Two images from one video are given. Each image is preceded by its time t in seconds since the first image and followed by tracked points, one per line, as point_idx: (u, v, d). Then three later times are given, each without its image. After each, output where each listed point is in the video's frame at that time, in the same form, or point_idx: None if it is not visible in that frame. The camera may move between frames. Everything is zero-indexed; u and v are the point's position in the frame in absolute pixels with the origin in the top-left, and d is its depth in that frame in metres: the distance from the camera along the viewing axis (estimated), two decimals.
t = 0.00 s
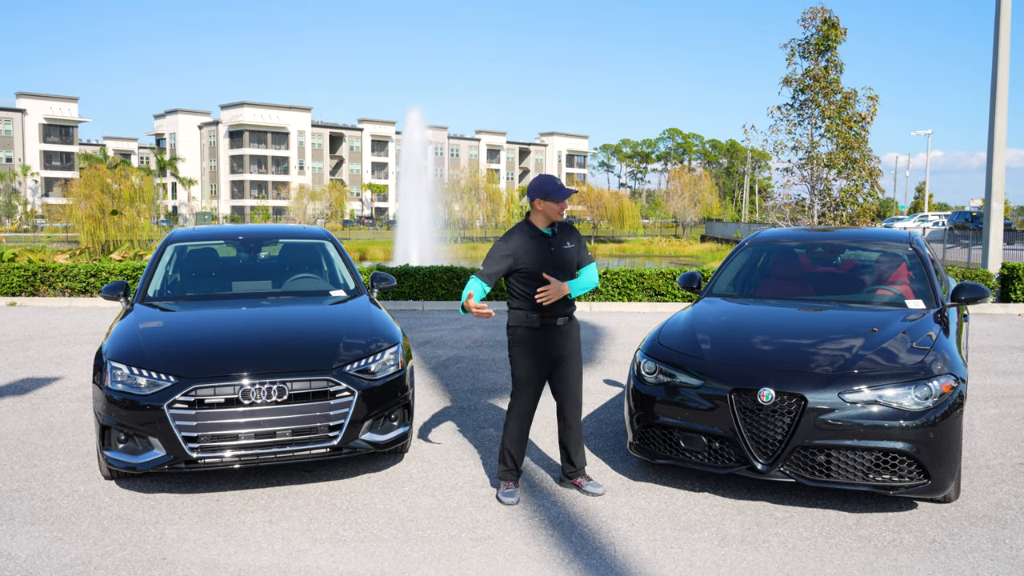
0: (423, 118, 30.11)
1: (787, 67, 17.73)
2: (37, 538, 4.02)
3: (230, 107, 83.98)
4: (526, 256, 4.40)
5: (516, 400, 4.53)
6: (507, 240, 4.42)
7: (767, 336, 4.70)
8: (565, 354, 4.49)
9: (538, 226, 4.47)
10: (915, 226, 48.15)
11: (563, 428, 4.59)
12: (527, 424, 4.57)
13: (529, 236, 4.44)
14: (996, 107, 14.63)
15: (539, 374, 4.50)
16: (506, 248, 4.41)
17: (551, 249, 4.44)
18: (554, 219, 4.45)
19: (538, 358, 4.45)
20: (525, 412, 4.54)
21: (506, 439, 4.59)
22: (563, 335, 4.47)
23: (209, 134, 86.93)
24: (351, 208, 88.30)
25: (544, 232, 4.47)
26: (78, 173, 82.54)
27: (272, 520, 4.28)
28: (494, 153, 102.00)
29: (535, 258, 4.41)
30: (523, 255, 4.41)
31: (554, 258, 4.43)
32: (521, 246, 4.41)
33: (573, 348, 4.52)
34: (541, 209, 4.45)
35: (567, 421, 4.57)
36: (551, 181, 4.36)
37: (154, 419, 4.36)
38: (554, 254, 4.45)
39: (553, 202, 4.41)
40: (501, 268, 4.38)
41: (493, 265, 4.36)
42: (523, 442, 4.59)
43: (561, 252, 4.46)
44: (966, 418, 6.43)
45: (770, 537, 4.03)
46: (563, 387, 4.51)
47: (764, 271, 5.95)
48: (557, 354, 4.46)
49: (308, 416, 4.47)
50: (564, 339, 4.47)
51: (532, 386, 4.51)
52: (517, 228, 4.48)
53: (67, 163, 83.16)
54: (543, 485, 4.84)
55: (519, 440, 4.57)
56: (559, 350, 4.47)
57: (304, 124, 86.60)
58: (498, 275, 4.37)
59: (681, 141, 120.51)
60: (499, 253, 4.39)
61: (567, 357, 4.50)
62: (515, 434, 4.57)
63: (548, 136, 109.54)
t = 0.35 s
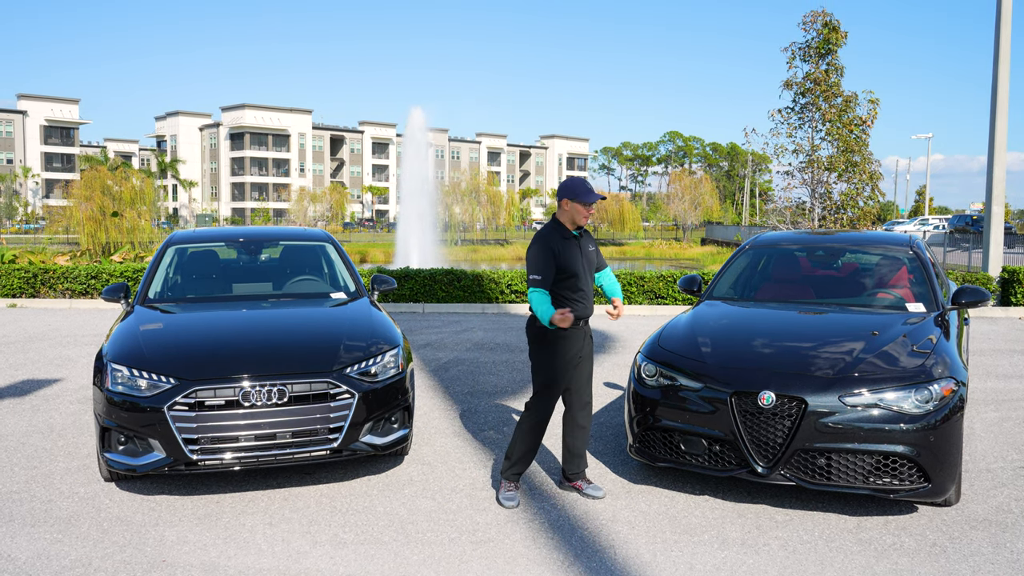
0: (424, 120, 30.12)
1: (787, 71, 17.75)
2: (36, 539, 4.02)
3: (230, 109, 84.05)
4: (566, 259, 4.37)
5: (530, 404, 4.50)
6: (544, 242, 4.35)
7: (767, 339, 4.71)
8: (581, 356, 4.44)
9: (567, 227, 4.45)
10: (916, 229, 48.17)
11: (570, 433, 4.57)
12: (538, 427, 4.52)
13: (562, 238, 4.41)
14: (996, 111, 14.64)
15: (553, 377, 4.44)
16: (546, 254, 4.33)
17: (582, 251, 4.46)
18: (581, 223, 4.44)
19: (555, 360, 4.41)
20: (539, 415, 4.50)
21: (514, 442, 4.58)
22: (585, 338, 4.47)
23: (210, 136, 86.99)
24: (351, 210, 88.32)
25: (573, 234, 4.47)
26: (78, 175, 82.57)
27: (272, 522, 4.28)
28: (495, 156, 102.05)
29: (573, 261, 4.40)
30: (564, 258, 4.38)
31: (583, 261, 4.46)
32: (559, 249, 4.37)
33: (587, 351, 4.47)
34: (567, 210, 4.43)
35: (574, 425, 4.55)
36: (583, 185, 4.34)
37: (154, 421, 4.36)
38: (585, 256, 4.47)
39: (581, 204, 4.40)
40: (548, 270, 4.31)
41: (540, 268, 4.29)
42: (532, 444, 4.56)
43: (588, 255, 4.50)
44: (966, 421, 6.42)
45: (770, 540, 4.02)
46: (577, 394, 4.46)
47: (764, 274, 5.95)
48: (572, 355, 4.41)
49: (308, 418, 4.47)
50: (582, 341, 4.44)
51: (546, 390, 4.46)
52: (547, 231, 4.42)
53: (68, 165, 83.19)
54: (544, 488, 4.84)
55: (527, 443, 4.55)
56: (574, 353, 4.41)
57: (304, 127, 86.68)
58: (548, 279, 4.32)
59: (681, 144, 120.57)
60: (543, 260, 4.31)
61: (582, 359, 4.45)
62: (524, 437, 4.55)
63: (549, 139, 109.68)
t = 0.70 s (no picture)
0: (421, 124, 30.12)
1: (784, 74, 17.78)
2: (33, 545, 4.00)
3: (228, 113, 84.05)
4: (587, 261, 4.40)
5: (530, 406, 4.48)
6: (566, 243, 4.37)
7: (765, 343, 4.70)
8: (583, 359, 4.44)
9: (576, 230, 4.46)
10: (913, 233, 48.28)
11: (569, 436, 4.56)
12: (538, 430, 4.50)
13: (576, 240, 4.42)
14: (993, 114, 14.68)
15: (554, 379, 4.43)
16: (576, 254, 4.35)
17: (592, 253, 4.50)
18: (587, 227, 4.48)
19: (557, 362, 4.41)
20: (539, 417, 4.48)
21: (513, 446, 4.57)
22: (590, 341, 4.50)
23: (207, 140, 86.97)
24: (348, 214, 88.30)
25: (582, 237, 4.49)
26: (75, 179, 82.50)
27: (269, 526, 4.26)
28: (492, 159, 102.13)
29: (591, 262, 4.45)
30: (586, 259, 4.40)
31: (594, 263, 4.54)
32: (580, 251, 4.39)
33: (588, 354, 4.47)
34: (573, 213, 4.43)
35: (573, 429, 4.54)
36: (593, 187, 4.38)
37: (151, 425, 4.35)
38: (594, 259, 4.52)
39: (587, 207, 4.40)
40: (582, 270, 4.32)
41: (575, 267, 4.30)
42: (530, 447, 4.54)
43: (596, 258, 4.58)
44: (964, 424, 6.43)
45: (768, 544, 4.02)
46: (577, 397, 4.46)
47: (761, 277, 5.96)
48: (576, 357, 4.42)
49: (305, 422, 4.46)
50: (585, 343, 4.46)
51: (547, 392, 4.46)
52: (564, 234, 4.41)
53: (65, 169, 83.10)
54: (541, 491, 4.83)
55: (525, 445, 4.54)
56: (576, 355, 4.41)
57: (302, 130, 86.70)
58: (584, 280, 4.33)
59: (678, 148, 120.74)
60: (579, 260, 4.33)
61: (584, 362, 4.45)
62: (522, 440, 4.53)
63: (546, 142, 109.84)
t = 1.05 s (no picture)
0: (419, 126, 30.12)
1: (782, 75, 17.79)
2: (30, 547, 4.00)
3: (226, 115, 84.04)
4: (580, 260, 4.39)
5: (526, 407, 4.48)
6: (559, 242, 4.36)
7: (763, 344, 4.70)
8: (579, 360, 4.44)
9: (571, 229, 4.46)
10: (910, 234, 48.39)
11: (566, 437, 4.56)
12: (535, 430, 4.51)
13: (570, 239, 4.42)
14: (991, 116, 14.70)
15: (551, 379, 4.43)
16: (567, 253, 4.34)
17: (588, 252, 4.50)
18: (579, 224, 4.46)
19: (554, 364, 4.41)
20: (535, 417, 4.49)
21: (512, 446, 4.56)
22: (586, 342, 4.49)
23: (205, 142, 86.97)
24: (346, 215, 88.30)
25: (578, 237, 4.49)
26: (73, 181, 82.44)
27: (267, 528, 4.26)
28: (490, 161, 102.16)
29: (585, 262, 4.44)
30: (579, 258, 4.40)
31: (590, 261, 4.52)
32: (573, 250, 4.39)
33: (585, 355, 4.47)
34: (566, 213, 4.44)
35: (570, 430, 4.54)
36: (582, 185, 4.37)
37: (148, 427, 4.35)
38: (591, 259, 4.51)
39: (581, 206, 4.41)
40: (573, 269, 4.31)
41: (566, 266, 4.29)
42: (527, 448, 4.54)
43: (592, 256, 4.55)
44: (962, 425, 6.43)
45: (766, 545, 4.02)
46: (575, 399, 4.47)
47: (760, 278, 5.96)
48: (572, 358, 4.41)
49: (303, 424, 4.46)
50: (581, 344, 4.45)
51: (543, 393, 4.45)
52: (557, 233, 4.42)
53: (63, 172, 83.03)
54: (539, 493, 4.83)
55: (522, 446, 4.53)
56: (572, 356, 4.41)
57: (300, 132, 86.71)
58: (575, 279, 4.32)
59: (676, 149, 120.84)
60: (570, 259, 4.31)
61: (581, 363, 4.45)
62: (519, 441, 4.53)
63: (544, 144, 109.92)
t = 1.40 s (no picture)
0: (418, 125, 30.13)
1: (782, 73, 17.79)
2: (31, 547, 3.99)
3: (226, 115, 84.04)
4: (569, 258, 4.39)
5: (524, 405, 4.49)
6: (546, 241, 4.38)
7: (763, 342, 4.70)
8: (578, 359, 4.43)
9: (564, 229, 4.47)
10: (910, 233, 48.42)
11: (566, 436, 4.56)
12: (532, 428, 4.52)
13: (561, 238, 4.43)
14: (991, 114, 14.69)
15: (549, 377, 4.44)
16: (554, 253, 4.35)
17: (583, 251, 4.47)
18: (573, 224, 4.46)
19: (551, 363, 4.41)
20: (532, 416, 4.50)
21: (508, 444, 4.55)
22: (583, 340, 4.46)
23: (205, 141, 86.96)
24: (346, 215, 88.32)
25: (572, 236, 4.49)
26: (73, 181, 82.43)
27: (267, 528, 4.26)
28: (490, 160, 102.16)
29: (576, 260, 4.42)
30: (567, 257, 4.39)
31: (588, 261, 4.49)
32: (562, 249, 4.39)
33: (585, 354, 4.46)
34: (557, 212, 4.46)
35: (569, 429, 4.54)
36: (569, 185, 4.38)
37: (149, 427, 4.35)
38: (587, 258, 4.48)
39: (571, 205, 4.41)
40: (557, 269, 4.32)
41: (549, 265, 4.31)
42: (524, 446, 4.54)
43: (591, 254, 4.51)
44: (962, 423, 6.43)
45: (767, 543, 4.02)
46: (574, 398, 4.46)
47: (760, 276, 5.96)
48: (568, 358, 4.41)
49: (303, 423, 4.46)
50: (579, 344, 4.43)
51: (541, 391, 4.46)
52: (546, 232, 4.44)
53: (63, 172, 83.03)
54: (540, 491, 4.83)
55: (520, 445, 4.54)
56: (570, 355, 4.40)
57: (300, 132, 86.70)
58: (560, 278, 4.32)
59: (676, 148, 120.84)
60: (555, 258, 4.32)
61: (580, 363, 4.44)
62: (517, 439, 4.53)
63: (544, 143, 109.93)
